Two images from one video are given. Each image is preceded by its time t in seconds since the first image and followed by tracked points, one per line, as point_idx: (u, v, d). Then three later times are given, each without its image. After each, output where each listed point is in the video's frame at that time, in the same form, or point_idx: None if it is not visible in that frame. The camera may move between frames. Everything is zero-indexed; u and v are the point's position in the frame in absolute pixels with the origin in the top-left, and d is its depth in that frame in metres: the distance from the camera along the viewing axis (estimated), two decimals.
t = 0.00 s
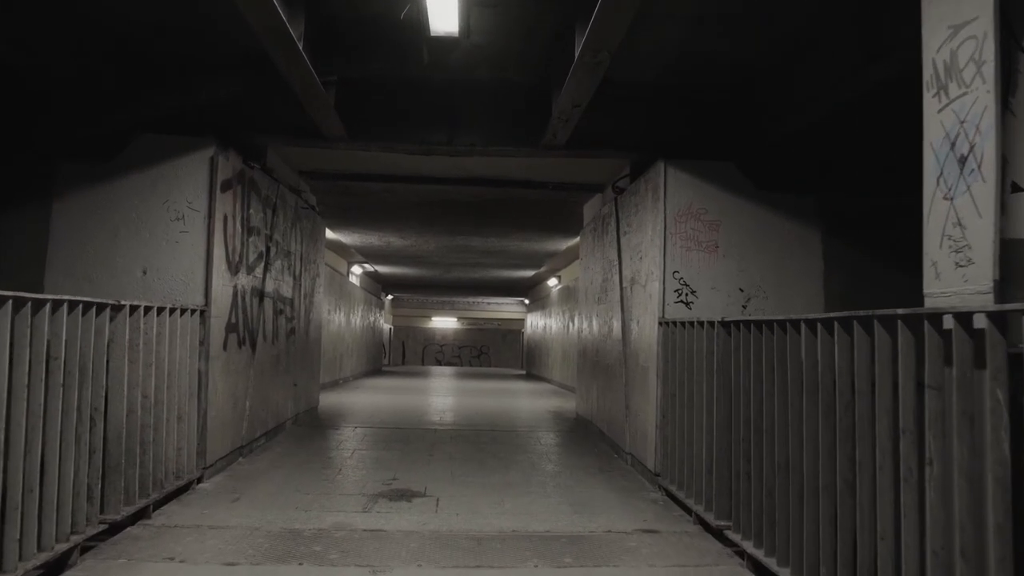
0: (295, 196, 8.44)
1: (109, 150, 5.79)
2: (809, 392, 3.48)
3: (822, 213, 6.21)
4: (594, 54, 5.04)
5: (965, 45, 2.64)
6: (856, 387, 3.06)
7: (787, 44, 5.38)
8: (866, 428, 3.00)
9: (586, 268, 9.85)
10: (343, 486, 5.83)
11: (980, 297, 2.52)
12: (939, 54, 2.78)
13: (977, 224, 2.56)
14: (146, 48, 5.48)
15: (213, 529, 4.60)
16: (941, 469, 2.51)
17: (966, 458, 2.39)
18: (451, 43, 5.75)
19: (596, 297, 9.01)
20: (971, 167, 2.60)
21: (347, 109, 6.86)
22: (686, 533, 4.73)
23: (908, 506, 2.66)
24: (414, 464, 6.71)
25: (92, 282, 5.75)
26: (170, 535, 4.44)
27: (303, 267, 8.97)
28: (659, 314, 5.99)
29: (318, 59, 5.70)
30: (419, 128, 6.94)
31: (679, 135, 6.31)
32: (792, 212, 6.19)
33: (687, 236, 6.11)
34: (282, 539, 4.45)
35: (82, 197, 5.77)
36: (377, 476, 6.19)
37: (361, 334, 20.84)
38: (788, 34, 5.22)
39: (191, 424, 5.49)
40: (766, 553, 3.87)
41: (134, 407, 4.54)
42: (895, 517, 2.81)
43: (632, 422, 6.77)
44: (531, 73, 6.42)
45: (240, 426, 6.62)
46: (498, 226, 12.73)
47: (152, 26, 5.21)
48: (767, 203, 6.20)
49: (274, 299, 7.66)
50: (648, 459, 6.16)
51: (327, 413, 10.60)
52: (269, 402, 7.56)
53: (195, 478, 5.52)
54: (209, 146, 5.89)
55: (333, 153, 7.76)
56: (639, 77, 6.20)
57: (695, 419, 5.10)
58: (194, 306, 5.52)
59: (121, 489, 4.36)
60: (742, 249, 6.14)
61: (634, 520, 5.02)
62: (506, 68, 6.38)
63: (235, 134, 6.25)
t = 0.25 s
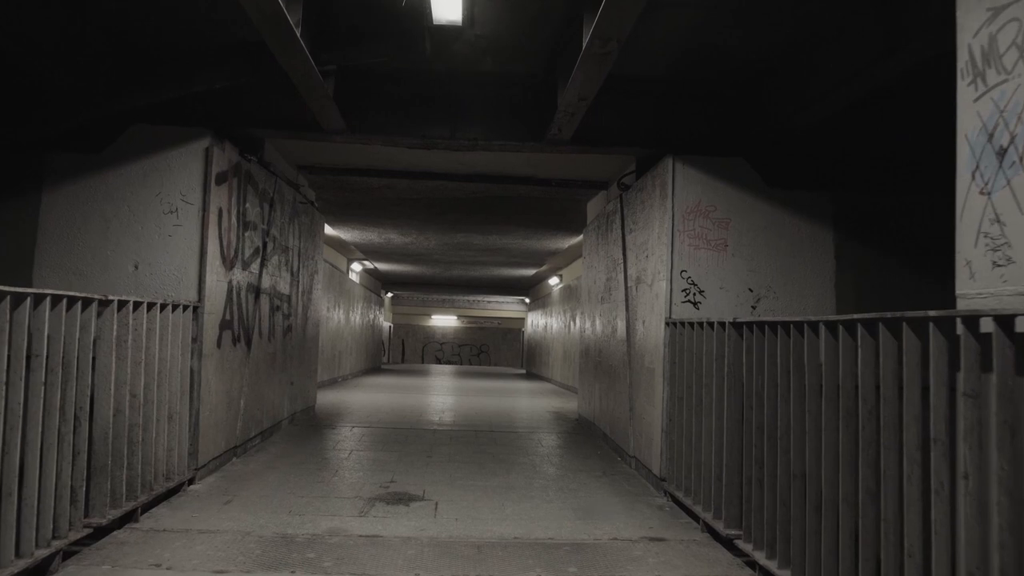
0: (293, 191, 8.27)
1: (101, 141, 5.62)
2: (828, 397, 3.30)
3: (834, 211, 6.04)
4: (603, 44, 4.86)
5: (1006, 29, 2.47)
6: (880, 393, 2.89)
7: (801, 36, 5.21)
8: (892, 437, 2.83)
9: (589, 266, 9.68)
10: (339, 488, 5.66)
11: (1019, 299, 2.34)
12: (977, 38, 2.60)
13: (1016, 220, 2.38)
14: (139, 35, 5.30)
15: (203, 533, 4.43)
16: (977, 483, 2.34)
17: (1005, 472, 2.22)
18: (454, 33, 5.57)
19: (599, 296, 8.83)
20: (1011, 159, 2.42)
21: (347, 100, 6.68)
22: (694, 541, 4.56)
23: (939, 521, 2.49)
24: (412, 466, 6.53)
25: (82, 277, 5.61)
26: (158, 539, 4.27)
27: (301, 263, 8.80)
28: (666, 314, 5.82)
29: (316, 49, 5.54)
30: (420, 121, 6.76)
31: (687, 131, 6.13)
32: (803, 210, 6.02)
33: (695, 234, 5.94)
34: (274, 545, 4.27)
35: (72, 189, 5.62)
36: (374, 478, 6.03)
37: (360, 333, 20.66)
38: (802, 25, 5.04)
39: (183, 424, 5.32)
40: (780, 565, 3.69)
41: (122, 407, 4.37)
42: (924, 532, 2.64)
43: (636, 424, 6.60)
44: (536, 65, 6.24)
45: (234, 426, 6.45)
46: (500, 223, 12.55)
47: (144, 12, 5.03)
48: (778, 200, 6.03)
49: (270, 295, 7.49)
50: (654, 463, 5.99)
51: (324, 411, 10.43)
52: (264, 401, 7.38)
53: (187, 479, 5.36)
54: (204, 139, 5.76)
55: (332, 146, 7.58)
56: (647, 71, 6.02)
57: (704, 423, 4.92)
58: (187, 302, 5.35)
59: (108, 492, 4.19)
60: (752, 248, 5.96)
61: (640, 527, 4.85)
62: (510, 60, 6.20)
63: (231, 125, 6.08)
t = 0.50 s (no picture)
0: (291, 185, 8.14)
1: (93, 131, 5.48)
2: (844, 401, 3.16)
3: (844, 209, 5.90)
4: (610, 33, 4.71)
5: None
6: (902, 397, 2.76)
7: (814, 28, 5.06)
8: (914, 443, 2.69)
9: (591, 264, 9.54)
10: (336, 489, 5.53)
11: None
12: (1008, 24, 2.47)
13: None
14: (134, 23, 5.15)
15: (195, 535, 4.30)
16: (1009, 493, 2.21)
17: None
18: (457, 23, 5.42)
19: (601, 294, 8.71)
20: None
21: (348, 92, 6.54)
22: (701, 547, 4.43)
23: (967, 533, 2.35)
24: (411, 466, 6.40)
25: (74, 271, 5.44)
26: (148, 542, 4.13)
27: (299, 259, 8.66)
28: (672, 313, 5.69)
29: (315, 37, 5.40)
30: (422, 114, 6.62)
31: (695, 125, 5.99)
32: (813, 207, 5.88)
33: (702, 231, 5.80)
34: (268, 548, 4.14)
35: (63, 180, 5.46)
36: (371, 479, 5.89)
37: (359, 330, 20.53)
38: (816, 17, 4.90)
39: (176, 422, 5.18)
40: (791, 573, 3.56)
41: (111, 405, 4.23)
42: (948, 543, 2.51)
43: (640, 426, 6.47)
44: (541, 57, 6.10)
45: (230, 424, 6.32)
46: (501, 220, 12.43)
47: None
48: (787, 197, 5.89)
49: (267, 291, 7.35)
50: (658, 465, 5.85)
51: (322, 409, 10.29)
52: (261, 398, 7.26)
53: (180, 479, 5.22)
54: (199, 129, 5.62)
55: (332, 139, 7.44)
56: (652, 65, 5.88)
57: (711, 425, 4.79)
58: (180, 297, 5.21)
59: (96, 492, 4.05)
60: (759, 246, 5.83)
61: (644, 531, 4.72)
62: (514, 52, 6.05)
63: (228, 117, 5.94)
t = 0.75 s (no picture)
0: (289, 178, 7.98)
1: (83, 121, 5.30)
2: (865, 406, 3.00)
3: (856, 206, 5.74)
4: (619, 21, 4.54)
5: None
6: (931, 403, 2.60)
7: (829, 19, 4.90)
8: (944, 451, 2.53)
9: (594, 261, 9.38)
10: (331, 490, 5.36)
11: None
12: None
13: None
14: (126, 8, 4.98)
15: (183, 539, 4.13)
16: None
17: None
18: (459, 11, 5.25)
19: (603, 292, 8.55)
20: None
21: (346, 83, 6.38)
22: (709, 554, 4.26)
23: (1004, 549, 2.19)
24: (408, 467, 6.24)
25: (62, 264, 5.27)
26: (135, 546, 3.97)
27: (296, 254, 8.49)
28: (678, 312, 5.53)
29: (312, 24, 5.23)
30: (422, 106, 6.45)
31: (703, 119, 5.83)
32: (823, 204, 5.73)
33: (711, 228, 5.63)
34: (259, 554, 3.97)
35: (52, 170, 5.29)
36: (368, 480, 5.74)
37: (357, 327, 20.37)
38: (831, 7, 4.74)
39: (166, 421, 5.02)
40: None
41: (97, 403, 4.07)
42: (982, 559, 2.35)
43: (644, 427, 6.31)
44: (546, 48, 5.93)
45: (223, 423, 6.16)
46: (502, 217, 12.26)
47: None
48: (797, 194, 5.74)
49: (263, 287, 7.18)
50: (663, 468, 5.69)
51: (319, 407, 10.12)
52: (256, 396, 7.09)
53: (170, 480, 5.05)
54: (194, 119, 5.45)
55: (330, 132, 7.28)
56: (659, 58, 5.72)
57: (719, 428, 4.63)
58: (172, 292, 5.05)
59: (80, 494, 3.89)
60: (768, 244, 5.67)
61: (650, 537, 4.55)
62: (518, 44, 5.88)
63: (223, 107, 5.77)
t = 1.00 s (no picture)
0: (287, 171, 7.81)
1: (74, 107, 5.14)
2: (891, 410, 2.84)
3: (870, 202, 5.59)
4: (629, 7, 4.37)
5: None
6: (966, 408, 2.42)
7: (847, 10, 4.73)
8: (981, 459, 2.36)
9: (597, 259, 9.22)
10: (326, 491, 5.20)
11: None
12: None
13: None
14: None
15: (171, 541, 3.96)
16: None
17: None
18: None
19: (607, 290, 8.39)
20: None
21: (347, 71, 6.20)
22: (718, 562, 4.09)
23: None
24: (406, 467, 6.07)
25: (50, 254, 5.12)
26: (120, 548, 3.80)
27: (294, 248, 8.32)
28: (686, 310, 5.36)
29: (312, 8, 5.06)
30: (424, 97, 6.29)
31: (715, 111, 5.69)
32: (837, 198, 5.58)
33: (720, 223, 5.46)
34: (249, 557, 3.80)
35: (43, 157, 5.14)
36: (364, 480, 5.57)
37: (356, 324, 20.20)
38: None
39: (156, 418, 4.85)
40: None
41: (82, 398, 3.90)
42: None
43: (648, 429, 6.15)
44: (552, 38, 5.76)
45: (215, 420, 5.99)
46: (504, 214, 12.10)
47: None
48: (810, 189, 5.57)
49: (259, 281, 7.01)
50: (668, 472, 5.52)
51: (315, 404, 9.95)
52: (250, 393, 6.92)
53: (159, 478, 4.89)
54: (188, 106, 5.27)
55: (330, 122, 7.11)
56: (668, 47, 5.56)
57: (729, 431, 4.46)
58: (163, 284, 4.88)
59: (62, 494, 3.72)
60: (779, 241, 5.50)
61: (655, 544, 4.38)
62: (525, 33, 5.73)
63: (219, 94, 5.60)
